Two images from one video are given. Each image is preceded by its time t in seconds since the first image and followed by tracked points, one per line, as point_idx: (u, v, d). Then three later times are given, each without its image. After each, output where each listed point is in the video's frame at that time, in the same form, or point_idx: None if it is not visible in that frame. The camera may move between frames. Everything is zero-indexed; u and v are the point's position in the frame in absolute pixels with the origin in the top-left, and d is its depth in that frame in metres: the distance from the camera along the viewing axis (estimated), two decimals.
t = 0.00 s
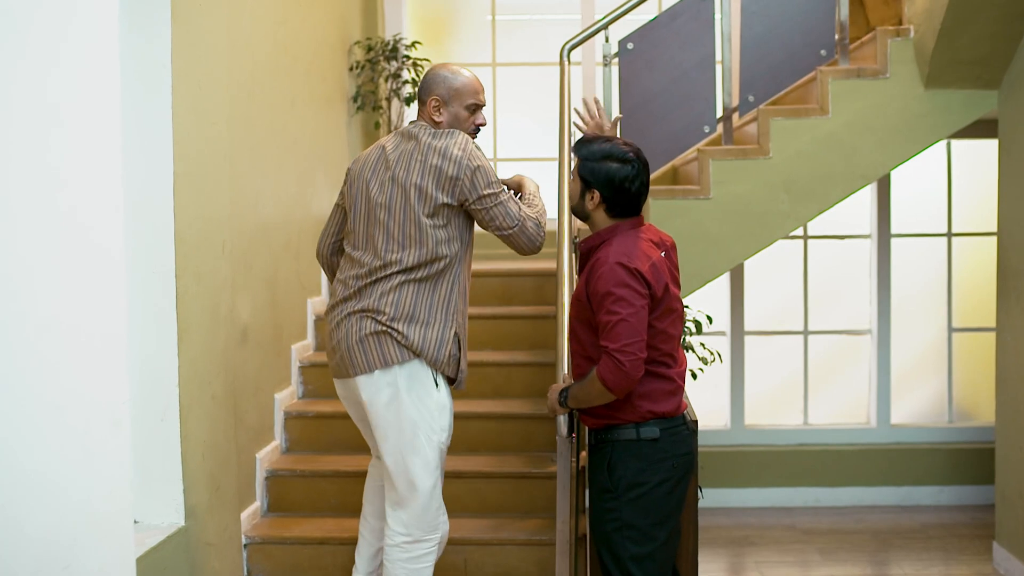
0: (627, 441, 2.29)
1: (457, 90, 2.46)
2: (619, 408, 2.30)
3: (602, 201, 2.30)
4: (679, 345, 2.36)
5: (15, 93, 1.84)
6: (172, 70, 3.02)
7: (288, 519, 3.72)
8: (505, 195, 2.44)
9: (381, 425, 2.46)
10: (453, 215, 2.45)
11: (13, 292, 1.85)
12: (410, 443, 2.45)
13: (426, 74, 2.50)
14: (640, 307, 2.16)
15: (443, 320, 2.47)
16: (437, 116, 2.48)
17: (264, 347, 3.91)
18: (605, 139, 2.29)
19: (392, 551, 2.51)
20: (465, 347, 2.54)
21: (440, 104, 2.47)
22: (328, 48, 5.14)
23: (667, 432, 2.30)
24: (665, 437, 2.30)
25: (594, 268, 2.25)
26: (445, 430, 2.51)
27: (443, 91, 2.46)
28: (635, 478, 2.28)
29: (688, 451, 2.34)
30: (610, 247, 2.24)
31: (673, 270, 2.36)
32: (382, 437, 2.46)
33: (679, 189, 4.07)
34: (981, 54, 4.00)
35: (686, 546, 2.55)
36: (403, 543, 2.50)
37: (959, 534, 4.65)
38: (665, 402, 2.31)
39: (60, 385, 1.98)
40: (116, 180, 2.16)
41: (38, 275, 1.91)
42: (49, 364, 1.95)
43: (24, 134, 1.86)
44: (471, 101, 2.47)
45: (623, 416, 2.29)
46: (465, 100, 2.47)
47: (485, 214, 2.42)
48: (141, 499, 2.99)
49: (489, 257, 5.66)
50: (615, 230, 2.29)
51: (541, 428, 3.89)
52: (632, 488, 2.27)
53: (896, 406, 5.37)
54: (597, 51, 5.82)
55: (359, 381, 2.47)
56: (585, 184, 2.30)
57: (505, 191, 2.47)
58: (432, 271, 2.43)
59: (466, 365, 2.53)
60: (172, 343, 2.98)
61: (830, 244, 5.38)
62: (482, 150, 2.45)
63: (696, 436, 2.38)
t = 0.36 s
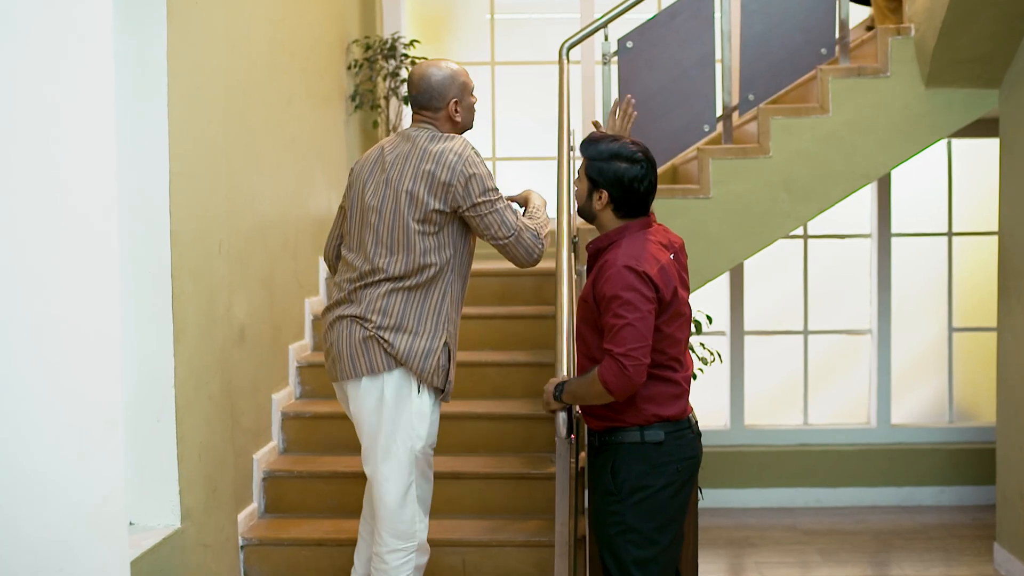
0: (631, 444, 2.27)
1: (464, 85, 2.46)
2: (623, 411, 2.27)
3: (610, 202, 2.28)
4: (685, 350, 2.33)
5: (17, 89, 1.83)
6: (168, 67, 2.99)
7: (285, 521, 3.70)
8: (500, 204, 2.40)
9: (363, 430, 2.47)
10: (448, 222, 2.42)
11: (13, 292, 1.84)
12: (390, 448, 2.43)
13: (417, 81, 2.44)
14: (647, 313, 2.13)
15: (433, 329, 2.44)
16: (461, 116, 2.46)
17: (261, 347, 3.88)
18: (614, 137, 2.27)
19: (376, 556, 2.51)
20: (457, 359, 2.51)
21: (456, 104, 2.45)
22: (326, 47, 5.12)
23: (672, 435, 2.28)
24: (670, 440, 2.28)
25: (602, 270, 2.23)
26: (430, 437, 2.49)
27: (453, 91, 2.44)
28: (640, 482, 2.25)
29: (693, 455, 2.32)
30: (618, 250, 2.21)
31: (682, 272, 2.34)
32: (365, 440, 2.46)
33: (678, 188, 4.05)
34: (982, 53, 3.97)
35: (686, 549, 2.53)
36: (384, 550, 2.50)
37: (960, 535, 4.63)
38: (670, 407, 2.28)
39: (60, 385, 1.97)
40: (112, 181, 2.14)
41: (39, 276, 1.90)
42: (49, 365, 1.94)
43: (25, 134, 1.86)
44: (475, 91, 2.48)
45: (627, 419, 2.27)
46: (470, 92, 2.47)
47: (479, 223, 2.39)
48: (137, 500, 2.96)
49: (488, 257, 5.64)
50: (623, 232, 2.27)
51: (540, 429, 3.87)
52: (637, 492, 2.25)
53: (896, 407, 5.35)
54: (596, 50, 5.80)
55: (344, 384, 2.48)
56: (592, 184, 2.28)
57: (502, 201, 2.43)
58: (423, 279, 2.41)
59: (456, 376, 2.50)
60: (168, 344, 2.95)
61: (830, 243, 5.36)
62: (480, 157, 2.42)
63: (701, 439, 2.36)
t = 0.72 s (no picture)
0: (639, 447, 2.24)
1: (464, 81, 2.45)
2: (628, 411, 2.25)
3: (629, 197, 2.24)
4: (695, 354, 2.31)
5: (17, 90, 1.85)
6: (165, 66, 2.97)
7: (282, 523, 3.67)
8: (511, 209, 2.38)
9: (376, 432, 2.42)
10: (458, 225, 2.39)
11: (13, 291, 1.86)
12: (406, 453, 2.39)
13: (417, 79, 2.43)
14: (642, 314, 2.12)
15: (445, 334, 2.41)
16: (461, 111, 2.44)
17: (258, 348, 3.86)
18: (632, 134, 2.25)
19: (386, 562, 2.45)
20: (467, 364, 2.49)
21: (458, 100, 2.43)
22: (324, 46, 5.09)
23: (681, 439, 2.25)
24: (679, 444, 2.25)
25: (613, 267, 2.21)
26: (445, 441, 2.46)
27: (455, 87, 2.43)
28: (648, 485, 2.23)
29: (701, 459, 2.30)
30: (632, 249, 2.20)
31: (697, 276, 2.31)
32: (379, 443, 2.42)
33: (678, 189, 4.03)
34: (984, 52, 3.95)
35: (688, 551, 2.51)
36: (395, 555, 2.44)
37: (961, 537, 4.61)
38: (678, 411, 2.25)
39: (60, 385, 1.98)
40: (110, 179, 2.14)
41: (39, 275, 1.91)
42: (50, 364, 1.95)
43: (27, 135, 1.87)
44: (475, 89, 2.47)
45: (633, 420, 2.24)
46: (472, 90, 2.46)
47: (489, 227, 2.37)
48: (133, 502, 2.94)
49: (487, 257, 5.62)
50: (638, 232, 2.24)
51: (540, 430, 3.85)
52: (644, 496, 2.23)
53: (897, 408, 5.33)
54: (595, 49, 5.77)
55: (356, 388, 2.43)
56: (612, 180, 2.24)
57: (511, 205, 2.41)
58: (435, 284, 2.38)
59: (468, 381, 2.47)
60: (164, 345, 2.93)
61: (830, 244, 5.34)
62: (491, 160, 2.39)
63: (709, 444, 2.34)
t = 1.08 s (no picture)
0: (653, 451, 2.21)
1: (471, 94, 2.35)
2: (642, 415, 2.22)
3: (641, 196, 2.22)
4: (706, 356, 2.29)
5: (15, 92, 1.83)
6: (161, 67, 2.94)
7: (280, 526, 3.65)
8: (474, 229, 2.24)
9: (373, 430, 2.39)
10: (426, 238, 2.30)
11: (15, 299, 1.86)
12: (403, 450, 2.35)
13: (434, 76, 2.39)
14: (654, 317, 2.11)
15: (427, 344, 2.37)
16: (449, 119, 2.37)
17: (255, 349, 3.84)
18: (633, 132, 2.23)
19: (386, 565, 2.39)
20: (457, 378, 2.43)
21: (453, 108, 2.36)
22: (322, 45, 5.07)
23: (694, 443, 2.23)
24: (691, 448, 2.23)
25: (626, 267, 2.19)
26: (445, 439, 2.43)
27: (456, 94, 2.35)
28: (663, 490, 2.20)
29: (712, 463, 2.27)
30: (646, 249, 2.17)
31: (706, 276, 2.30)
32: (376, 443, 2.38)
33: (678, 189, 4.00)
34: (985, 51, 3.92)
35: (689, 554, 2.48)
36: (396, 557, 2.38)
37: (962, 538, 4.58)
38: (691, 414, 2.23)
39: (60, 385, 1.97)
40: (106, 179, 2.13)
41: (38, 274, 1.91)
42: (50, 365, 1.95)
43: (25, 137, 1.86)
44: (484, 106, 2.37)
45: (647, 424, 2.21)
46: (477, 105, 2.36)
47: (439, 239, 2.24)
48: (128, 505, 2.92)
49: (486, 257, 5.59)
50: (653, 232, 2.22)
51: (539, 432, 3.82)
52: (659, 501, 2.19)
53: (897, 408, 5.30)
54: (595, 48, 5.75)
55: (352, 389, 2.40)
56: (622, 181, 2.22)
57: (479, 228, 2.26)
58: (411, 295, 2.33)
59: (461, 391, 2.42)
60: (160, 348, 2.90)
61: (830, 244, 5.32)
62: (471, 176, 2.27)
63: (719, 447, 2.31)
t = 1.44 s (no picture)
0: (668, 455, 2.17)
1: (437, 104, 2.20)
2: (658, 419, 2.17)
3: (632, 196, 2.19)
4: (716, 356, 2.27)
5: (17, 90, 1.82)
6: (154, 64, 2.92)
7: (275, 526, 3.62)
8: (387, 233, 2.09)
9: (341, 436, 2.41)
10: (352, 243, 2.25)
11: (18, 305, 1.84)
12: (367, 439, 2.31)
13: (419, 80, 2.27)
14: (679, 313, 2.06)
15: (356, 350, 2.29)
16: (415, 127, 2.25)
17: (249, 348, 3.81)
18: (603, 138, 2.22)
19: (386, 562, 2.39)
20: (398, 390, 2.29)
21: (419, 115, 2.23)
22: (317, 43, 5.04)
23: (709, 446, 2.20)
24: (707, 451, 2.20)
25: (642, 266, 2.14)
26: (422, 433, 2.31)
27: (423, 100, 2.22)
28: (680, 494, 2.17)
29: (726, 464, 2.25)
30: (663, 247, 2.14)
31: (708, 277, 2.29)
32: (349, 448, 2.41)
33: (676, 186, 3.98)
34: (986, 48, 3.90)
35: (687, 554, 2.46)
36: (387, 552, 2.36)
37: (962, 538, 4.56)
38: (708, 418, 2.20)
39: (58, 384, 1.97)
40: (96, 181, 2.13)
41: (35, 272, 1.89)
42: (49, 365, 1.94)
43: (25, 138, 1.85)
44: (450, 118, 2.20)
45: (663, 429, 2.17)
46: (443, 115, 2.20)
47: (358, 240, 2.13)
48: (120, 506, 2.88)
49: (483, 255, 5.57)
50: (658, 231, 2.19)
51: (536, 431, 3.80)
52: (676, 506, 2.17)
53: (895, 407, 5.29)
54: (592, 46, 5.72)
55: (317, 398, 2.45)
56: (608, 188, 2.19)
57: (399, 234, 2.11)
58: (342, 300, 2.30)
59: (393, 395, 2.29)
60: (152, 347, 2.87)
61: (828, 242, 5.30)
62: (398, 180, 2.13)
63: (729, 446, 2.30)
